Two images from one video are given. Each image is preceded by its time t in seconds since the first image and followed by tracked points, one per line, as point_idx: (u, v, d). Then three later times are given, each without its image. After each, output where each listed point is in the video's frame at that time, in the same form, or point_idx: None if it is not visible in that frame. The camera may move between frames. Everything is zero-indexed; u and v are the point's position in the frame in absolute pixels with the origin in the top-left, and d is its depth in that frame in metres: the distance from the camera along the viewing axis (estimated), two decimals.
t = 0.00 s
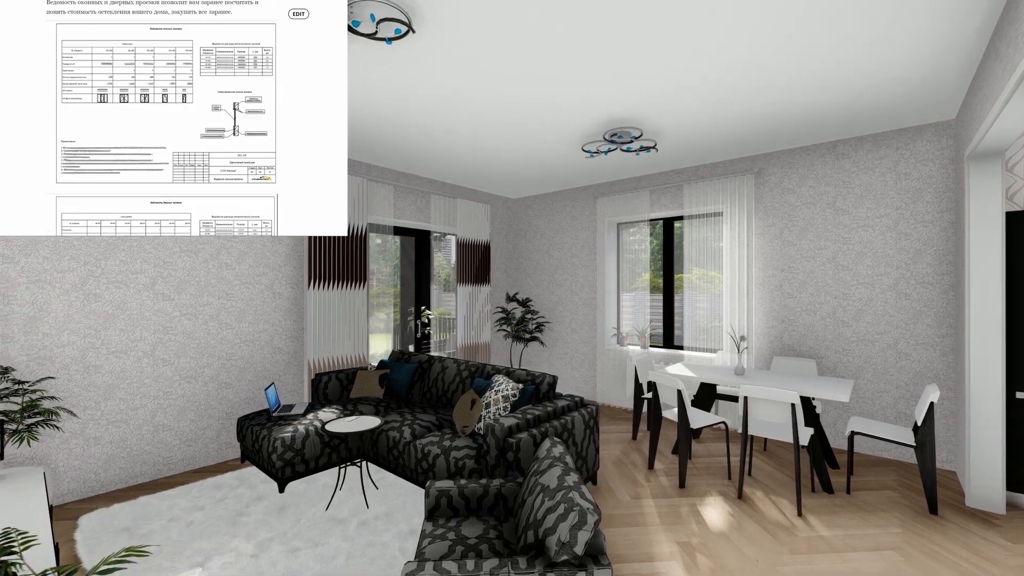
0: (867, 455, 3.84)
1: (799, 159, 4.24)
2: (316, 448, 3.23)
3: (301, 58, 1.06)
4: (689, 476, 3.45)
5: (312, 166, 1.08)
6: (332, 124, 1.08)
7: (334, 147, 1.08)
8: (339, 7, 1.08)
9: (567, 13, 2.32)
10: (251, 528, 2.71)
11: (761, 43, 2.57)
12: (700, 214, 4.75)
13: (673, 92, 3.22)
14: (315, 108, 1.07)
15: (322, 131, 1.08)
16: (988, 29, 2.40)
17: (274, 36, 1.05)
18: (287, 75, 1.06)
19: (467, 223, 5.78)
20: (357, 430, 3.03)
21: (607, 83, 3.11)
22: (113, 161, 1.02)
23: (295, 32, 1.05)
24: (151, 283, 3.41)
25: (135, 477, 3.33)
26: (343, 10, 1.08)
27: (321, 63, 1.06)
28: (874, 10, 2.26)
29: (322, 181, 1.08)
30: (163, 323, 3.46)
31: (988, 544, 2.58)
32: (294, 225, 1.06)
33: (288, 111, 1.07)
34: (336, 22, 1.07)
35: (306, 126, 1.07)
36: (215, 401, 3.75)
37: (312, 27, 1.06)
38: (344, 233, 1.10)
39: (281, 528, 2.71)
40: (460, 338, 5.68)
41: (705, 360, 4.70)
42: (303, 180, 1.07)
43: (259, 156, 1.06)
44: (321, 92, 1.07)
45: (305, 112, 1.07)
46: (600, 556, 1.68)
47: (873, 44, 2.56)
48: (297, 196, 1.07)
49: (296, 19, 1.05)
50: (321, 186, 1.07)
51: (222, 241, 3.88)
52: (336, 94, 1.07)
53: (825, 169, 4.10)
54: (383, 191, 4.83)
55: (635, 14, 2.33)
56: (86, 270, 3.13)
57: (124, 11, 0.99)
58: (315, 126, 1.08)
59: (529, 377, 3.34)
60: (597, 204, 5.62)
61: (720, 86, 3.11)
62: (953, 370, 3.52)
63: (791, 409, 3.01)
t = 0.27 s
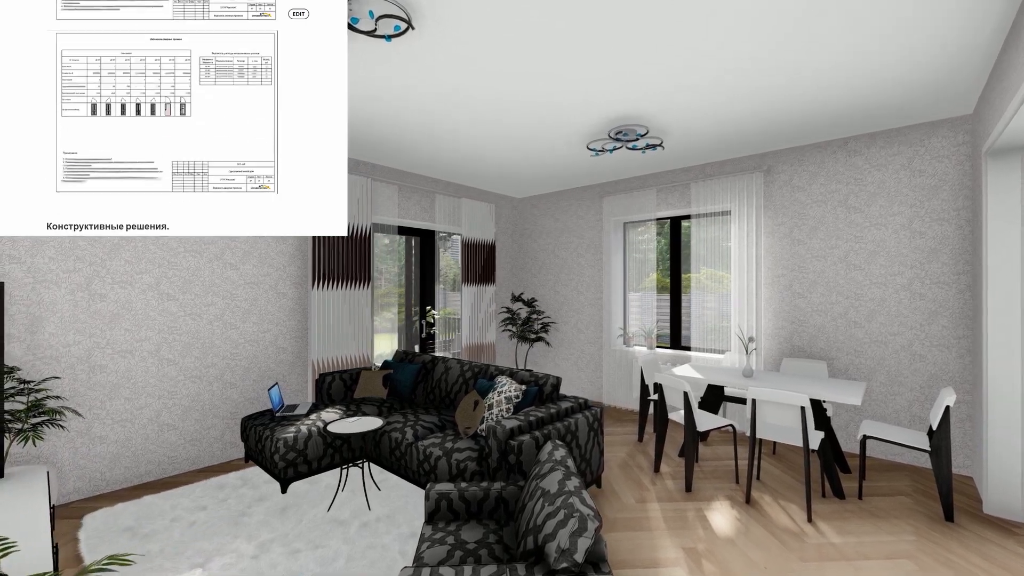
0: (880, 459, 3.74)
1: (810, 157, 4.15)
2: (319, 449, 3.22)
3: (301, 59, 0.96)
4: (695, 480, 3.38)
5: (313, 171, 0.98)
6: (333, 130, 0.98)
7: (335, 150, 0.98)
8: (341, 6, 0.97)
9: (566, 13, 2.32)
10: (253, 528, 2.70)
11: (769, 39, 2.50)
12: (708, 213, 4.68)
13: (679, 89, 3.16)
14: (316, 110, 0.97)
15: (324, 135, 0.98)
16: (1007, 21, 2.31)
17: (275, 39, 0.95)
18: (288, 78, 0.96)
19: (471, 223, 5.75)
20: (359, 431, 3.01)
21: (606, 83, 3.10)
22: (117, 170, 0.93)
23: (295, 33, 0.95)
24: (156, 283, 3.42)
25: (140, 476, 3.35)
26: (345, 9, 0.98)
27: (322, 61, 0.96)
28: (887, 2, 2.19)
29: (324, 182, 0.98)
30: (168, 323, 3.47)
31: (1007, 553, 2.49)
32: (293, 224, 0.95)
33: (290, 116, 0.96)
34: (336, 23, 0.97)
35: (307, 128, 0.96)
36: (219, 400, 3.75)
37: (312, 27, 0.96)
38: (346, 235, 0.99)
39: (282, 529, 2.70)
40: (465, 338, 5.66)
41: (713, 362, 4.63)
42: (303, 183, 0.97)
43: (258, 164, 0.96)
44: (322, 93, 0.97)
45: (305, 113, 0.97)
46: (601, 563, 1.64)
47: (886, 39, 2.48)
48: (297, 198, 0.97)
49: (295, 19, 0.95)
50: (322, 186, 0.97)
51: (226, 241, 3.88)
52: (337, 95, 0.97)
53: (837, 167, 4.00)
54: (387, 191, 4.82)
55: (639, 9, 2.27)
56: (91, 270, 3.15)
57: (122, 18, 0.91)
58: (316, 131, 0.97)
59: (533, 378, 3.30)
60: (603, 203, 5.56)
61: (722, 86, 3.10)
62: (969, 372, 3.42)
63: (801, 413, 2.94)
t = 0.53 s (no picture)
0: (895, 464, 3.64)
1: (821, 153, 4.05)
2: (322, 450, 3.21)
3: (303, 59, 1.05)
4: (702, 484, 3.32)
5: (312, 167, 1.06)
6: (333, 125, 1.07)
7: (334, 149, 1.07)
8: (339, 6, 1.07)
9: (566, 13, 2.31)
10: (254, 529, 2.69)
11: (778, 32, 2.43)
12: (717, 212, 4.59)
13: (686, 85, 3.09)
14: (316, 107, 1.06)
15: (323, 133, 1.07)
16: None
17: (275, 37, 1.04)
18: (287, 77, 1.04)
19: (477, 223, 5.72)
20: (361, 432, 2.99)
21: (610, 80, 3.05)
22: (115, 37, 0.99)
23: (296, 32, 1.04)
24: (161, 283, 3.44)
25: (146, 475, 3.37)
26: (342, 11, 1.07)
27: (323, 60, 1.05)
28: None
29: (323, 181, 1.07)
30: (173, 323, 3.49)
31: None
32: (297, 224, 1.04)
33: (290, 115, 1.04)
34: (334, 24, 1.06)
35: (307, 126, 1.05)
36: (224, 400, 3.76)
37: (313, 26, 1.05)
38: (346, 234, 1.09)
39: (283, 530, 2.69)
40: (470, 338, 5.64)
41: (721, 363, 4.54)
42: (302, 184, 1.05)
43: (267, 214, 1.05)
44: (323, 91, 1.06)
45: (306, 111, 1.06)
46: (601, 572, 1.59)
47: (901, 30, 2.40)
48: (297, 193, 1.05)
49: (295, 19, 1.04)
50: (323, 185, 1.06)
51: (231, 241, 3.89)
52: (336, 96, 1.06)
53: (850, 163, 3.90)
54: (392, 190, 4.81)
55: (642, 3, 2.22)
56: (97, 270, 3.17)
57: None
58: (315, 128, 1.06)
59: (536, 380, 3.26)
60: (609, 202, 5.49)
61: (729, 82, 3.03)
62: (989, 375, 3.31)
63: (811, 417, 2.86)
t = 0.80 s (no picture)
0: (912, 470, 3.52)
1: (834, 150, 3.94)
2: (325, 451, 3.20)
3: (303, 55, 1.28)
4: (711, 489, 3.24)
5: (313, 159, 1.30)
6: (332, 117, 1.30)
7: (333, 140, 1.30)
8: (335, 9, 1.30)
9: (565, 13, 2.31)
10: (256, 530, 2.68)
11: (788, 24, 2.36)
12: (726, 210, 4.51)
13: (694, 80, 3.02)
14: (316, 98, 1.29)
15: (324, 125, 1.30)
16: None
17: (276, 38, 1.27)
18: (285, 71, 1.27)
19: (482, 222, 5.68)
20: (363, 433, 2.96)
21: (615, 77, 2.99)
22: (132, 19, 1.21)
23: (295, 31, 1.28)
24: (167, 283, 3.46)
25: (152, 474, 3.38)
26: (340, 29, 1.31)
27: (321, 73, 1.29)
28: None
29: (325, 178, 1.31)
30: (179, 323, 3.50)
31: None
32: (302, 226, 1.29)
33: (296, 124, 1.29)
34: (334, 28, 1.30)
35: (307, 120, 1.29)
36: (230, 400, 3.77)
37: (312, 25, 1.28)
38: (344, 233, 1.33)
39: (285, 532, 2.67)
40: (476, 338, 5.60)
41: (732, 365, 4.46)
42: (305, 177, 1.29)
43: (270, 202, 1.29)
44: (321, 84, 1.29)
45: (305, 105, 1.29)
46: None
47: (918, 21, 2.31)
48: (299, 197, 1.30)
49: (297, 18, 1.28)
50: (324, 181, 1.30)
51: (236, 242, 3.90)
52: (337, 106, 1.30)
53: (864, 160, 3.79)
54: (397, 190, 4.79)
55: None
56: (104, 270, 3.19)
57: None
58: (315, 120, 1.30)
59: (540, 381, 3.21)
60: (617, 201, 5.42)
61: (738, 77, 2.96)
62: (1011, 378, 3.19)
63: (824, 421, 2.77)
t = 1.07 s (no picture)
0: (931, 476, 3.40)
1: (850, 145, 3.82)
2: (328, 451, 3.18)
3: (301, 62, 0.94)
4: (720, 494, 3.16)
5: (314, 178, 0.97)
6: (334, 130, 0.97)
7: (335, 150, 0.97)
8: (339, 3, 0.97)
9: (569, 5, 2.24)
10: (258, 531, 2.67)
11: (800, 15, 2.27)
12: (737, 209, 4.40)
13: (702, 75, 2.94)
14: (315, 109, 0.95)
15: (325, 141, 0.97)
16: None
17: (274, 43, 0.94)
18: (284, 82, 0.94)
19: (489, 222, 5.64)
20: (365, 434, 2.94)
21: (621, 72, 2.92)
22: None
23: (295, 35, 0.94)
24: (173, 283, 3.47)
25: (158, 473, 3.40)
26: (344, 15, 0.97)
27: (318, 64, 0.95)
28: None
29: (324, 184, 0.97)
30: (185, 323, 3.52)
31: None
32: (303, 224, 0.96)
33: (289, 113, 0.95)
34: (337, 25, 0.96)
35: (305, 133, 0.96)
36: (236, 399, 3.77)
37: (313, 28, 0.94)
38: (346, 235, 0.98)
39: (286, 533, 2.66)
40: (483, 338, 5.57)
41: (743, 367, 4.37)
42: (305, 182, 0.96)
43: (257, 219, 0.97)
44: (322, 99, 0.96)
45: (304, 121, 0.96)
46: None
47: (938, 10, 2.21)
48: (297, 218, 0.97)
49: (296, 20, 0.94)
50: (323, 190, 0.97)
51: (242, 242, 3.90)
52: (335, 101, 0.96)
53: (882, 155, 3.66)
54: (402, 190, 4.77)
55: None
56: (111, 271, 3.21)
57: None
58: (316, 138, 0.97)
59: (544, 383, 3.16)
60: (625, 200, 5.33)
61: (749, 71, 2.87)
62: None
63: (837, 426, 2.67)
